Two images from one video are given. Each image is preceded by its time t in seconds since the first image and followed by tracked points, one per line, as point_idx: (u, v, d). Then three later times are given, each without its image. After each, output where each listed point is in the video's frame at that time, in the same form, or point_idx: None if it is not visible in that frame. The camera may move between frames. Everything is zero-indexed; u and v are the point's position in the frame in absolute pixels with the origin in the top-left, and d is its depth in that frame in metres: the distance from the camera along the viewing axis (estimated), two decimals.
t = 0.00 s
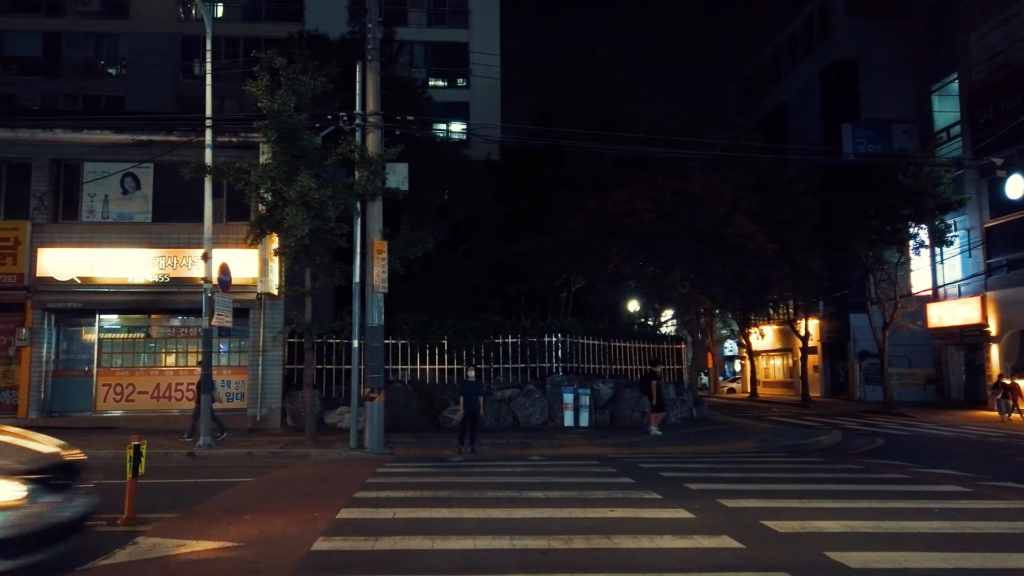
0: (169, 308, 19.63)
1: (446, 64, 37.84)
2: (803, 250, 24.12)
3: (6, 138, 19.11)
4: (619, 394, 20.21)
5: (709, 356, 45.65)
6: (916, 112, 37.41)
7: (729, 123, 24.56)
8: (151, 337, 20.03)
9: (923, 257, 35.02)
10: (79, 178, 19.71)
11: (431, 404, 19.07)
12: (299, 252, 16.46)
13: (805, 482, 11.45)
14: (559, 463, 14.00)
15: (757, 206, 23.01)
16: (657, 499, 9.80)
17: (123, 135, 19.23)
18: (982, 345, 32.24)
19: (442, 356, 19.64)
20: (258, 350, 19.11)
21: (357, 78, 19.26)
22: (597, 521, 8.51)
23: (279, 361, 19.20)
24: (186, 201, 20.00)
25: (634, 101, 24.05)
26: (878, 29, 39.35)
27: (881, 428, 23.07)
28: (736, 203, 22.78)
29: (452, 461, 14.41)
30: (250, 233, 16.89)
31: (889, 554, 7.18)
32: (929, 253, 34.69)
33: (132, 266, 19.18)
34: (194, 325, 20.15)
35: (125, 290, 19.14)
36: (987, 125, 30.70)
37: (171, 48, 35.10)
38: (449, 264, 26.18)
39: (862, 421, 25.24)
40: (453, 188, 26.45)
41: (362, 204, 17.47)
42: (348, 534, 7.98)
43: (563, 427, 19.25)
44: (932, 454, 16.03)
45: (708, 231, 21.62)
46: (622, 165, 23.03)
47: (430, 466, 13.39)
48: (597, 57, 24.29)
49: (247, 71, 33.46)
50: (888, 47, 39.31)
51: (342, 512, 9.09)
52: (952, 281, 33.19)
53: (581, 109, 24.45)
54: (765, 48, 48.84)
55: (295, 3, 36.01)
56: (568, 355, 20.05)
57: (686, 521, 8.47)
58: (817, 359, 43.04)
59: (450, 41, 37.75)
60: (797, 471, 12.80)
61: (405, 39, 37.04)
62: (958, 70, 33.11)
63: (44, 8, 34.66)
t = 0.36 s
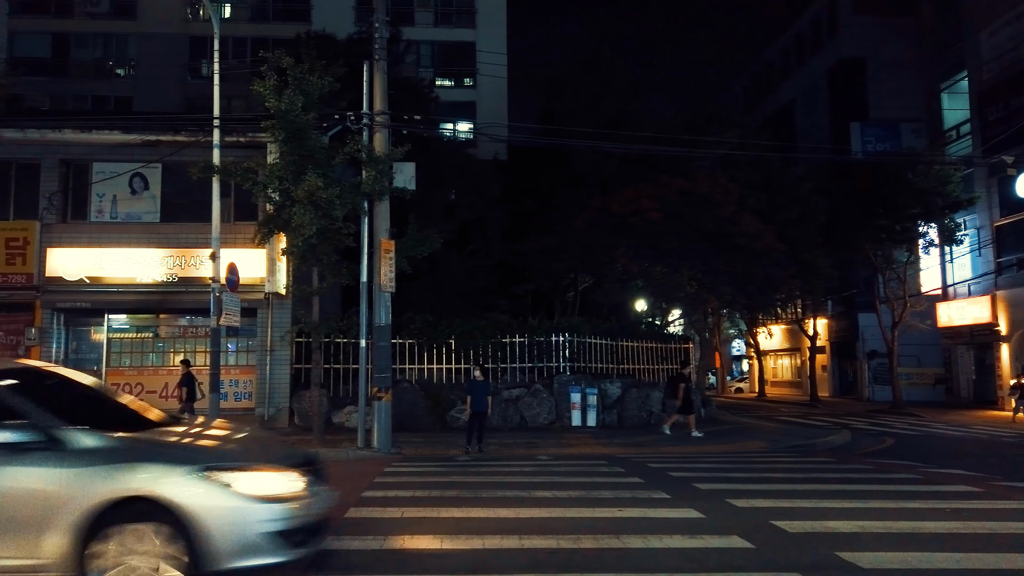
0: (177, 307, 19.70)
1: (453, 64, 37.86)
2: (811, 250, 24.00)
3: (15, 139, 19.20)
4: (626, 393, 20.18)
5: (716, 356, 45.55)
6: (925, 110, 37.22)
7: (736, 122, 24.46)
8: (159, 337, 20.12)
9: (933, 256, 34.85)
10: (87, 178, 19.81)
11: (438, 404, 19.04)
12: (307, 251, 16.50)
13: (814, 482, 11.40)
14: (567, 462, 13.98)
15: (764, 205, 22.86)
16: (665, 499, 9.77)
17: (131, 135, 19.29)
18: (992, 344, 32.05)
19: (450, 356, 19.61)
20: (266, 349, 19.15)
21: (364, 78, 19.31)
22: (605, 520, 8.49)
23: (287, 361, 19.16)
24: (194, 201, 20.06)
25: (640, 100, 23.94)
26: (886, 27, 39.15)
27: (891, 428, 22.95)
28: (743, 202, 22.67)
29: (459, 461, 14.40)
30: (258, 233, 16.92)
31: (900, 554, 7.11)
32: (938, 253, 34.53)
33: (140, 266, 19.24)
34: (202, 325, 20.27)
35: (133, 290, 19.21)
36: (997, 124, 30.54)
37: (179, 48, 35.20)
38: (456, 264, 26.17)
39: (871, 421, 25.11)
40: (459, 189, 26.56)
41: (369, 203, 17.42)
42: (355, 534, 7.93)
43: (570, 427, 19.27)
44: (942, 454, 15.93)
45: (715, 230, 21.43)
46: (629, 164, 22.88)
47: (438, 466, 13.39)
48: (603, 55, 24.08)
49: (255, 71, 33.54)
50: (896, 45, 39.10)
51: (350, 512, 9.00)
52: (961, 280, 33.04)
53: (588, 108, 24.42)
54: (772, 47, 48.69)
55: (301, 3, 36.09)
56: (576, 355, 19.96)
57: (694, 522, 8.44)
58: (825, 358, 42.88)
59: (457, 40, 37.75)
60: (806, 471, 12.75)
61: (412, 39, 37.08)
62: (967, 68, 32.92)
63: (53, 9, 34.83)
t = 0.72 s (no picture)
0: (186, 308, 19.78)
1: (460, 65, 37.90)
2: (819, 249, 23.90)
3: (26, 141, 19.30)
4: (634, 395, 20.14)
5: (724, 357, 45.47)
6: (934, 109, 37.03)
7: (744, 122, 24.39)
8: (168, 338, 20.21)
9: (942, 256, 34.66)
10: (97, 180, 19.90)
11: (446, 404, 18.97)
12: (316, 252, 16.54)
13: (824, 483, 11.36)
14: (574, 463, 13.96)
15: (772, 205, 22.79)
16: (675, 500, 9.74)
17: (141, 137, 19.39)
18: (1002, 345, 31.86)
19: (459, 356, 19.62)
20: (274, 350, 19.22)
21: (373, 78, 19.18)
22: (617, 521, 8.46)
23: (295, 361, 19.18)
24: (203, 202, 20.15)
25: (648, 100, 23.92)
26: (895, 26, 38.98)
27: (900, 429, 22.81)
28: (751, 201, 22.61)
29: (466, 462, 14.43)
30: (267, 234, 17.00)
31: (911, 556, 7.07)
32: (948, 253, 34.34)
33: (150, 266, 19.30)
34: (211, 325, 20.30)
35: (143, 291, 19.27)
36: (1007, 123, 30.35)
37: (188, 50, 35.33)
38: (464, 264, 26.20)
39: (881, 422, 24.98)
40: (467, 189, 26.35)
41: (378, 204, 17.49)
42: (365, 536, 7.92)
43: (578, 428, 19.29)
44: (952, 456, 15.81)
45: (723, 230, 21.34)
46: (636, 164, 22.84)
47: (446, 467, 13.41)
48: (610, 55, 24.04)
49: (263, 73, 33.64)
50: (905, 44, 38.91)
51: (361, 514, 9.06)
52: (971, 280, 32.84)
53: (595, 108, 24.39)
54: (780, 46, 48.55)
55: (309, 5, 36.19)
56: (584, 355, 19.93)
57: (703, 523, 8.41)
58: (834, 359, 42.71)
59: (464, 41, 37.77)
60: (815, 473, 12.68)
61: (419, 40, 37.13)
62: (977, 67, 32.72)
63: (62, 12, 35.02)
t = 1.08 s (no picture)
0: (194, 310, 19.86)
1: (467, 66, 37.93)
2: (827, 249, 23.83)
3: (36, 143, 19.42)
4: (642, 395, 20.19)
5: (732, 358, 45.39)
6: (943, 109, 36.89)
7: (752, 122, 24.34)
8: (176, 338, 20.25)
9: (952, 256, 34.50)
10: (106, 182, 20.00)
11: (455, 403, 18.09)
12: (323, 253, 16.57)
13: (833, 484, 11.32)
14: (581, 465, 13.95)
15: (781, 205, 22.75)
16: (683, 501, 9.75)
17: (150, 139, 19.50)
18: (1012, 345, 31.69)
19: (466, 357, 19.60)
20: (283, 351, 19.30)
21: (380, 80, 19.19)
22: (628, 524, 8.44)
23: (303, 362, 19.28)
24: (212, 204, 20.22)
25: (655, 100, 23.91)
26: (903, 25, 38.83)
27: (910, 430, 22.71)
28: (759, 202, 22.58)
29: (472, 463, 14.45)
30: (275, 235, 17.07)
31: (922, 558, 7.06)
32: (958, 253, 34.17)
33: (159, 268, 19.42)
34: (220, 326, 20.37)
35: (152, 292, 19.38)
36: (1016, 122, 30.20)
37: (196, 52, 35.46)
38: (471, 265, 26.21)
39: (890, 423, 24.90)
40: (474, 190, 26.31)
41: (386, 205, 17.53)
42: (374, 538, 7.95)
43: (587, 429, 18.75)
44: (962, 458, 15.74)
45: (731, 231, 21.38)
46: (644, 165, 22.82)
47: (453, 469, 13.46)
48: (617, 56, 24.05)
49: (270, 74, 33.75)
50: (914, 43, 38.73)
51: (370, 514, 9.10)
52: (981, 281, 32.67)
53: (603, 109, 24.35)
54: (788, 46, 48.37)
55: (316, 7, 36.28)
56: (591, 356, 19.92)
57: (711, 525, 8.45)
58: (843, 359, 42.56)
59: (471, 42, 37.84)
60: (824, 474, 12.65)
61: (426, 41, 37.23)
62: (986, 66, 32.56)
63: (72, 14, 35.23)
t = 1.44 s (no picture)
0: (202, 310, 19.91)
1: (474, 66, 37.92)
2: (836, 249, 23.74)
3: (46, 144, 19.53)
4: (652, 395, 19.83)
5: (740, 358, 45.30)
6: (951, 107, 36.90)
7: (760, 121, 24.27)
8: (185, 338, 20.32)
9: (961, 255, 34.32)
10: (115, 183, 20.09)
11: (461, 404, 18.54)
12: (331, 254, 16.59)
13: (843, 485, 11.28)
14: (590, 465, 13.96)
15: (789, 205, 22.68)
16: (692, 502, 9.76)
17: (158, 140, 19.57)
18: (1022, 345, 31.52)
19: (473, 357, 19.62)
20: (291, 351, 19.34)
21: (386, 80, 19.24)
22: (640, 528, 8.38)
23: (310, 362, 19.34)
24: (220, 205, 20.29)
25: (662, 100, 23.89)
26: (912, 24, 38.65)
27: (919, 430, 22.62)
28: (767, 201, 22.53)
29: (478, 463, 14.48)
30: (282, 236, 17.11)
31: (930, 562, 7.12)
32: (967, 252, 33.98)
33: (167, 268, 19.48)
34: (228, 327, 20.38)
35: (160, 292, 19.46)
36: None
37: (204, 54, 35.61)
38: (479, 265, 26.23)
39: (899, 424, 24.78)
40: (481, 191, 26.20)
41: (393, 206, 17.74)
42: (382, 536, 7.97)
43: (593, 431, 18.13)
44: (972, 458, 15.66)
45: (739, 230, 21.01)
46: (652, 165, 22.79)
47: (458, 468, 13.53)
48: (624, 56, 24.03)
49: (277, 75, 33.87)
50: (923, 41, 38.52)
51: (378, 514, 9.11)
52: (991, 280, 32.46)
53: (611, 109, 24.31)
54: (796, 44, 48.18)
55: (323, 8, 36.34)
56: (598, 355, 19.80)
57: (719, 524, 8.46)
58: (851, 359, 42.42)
59: (477, 42, 37.83)
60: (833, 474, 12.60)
61: (432, 41, 37.24)
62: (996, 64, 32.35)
63: (81, 17, 35.47)
